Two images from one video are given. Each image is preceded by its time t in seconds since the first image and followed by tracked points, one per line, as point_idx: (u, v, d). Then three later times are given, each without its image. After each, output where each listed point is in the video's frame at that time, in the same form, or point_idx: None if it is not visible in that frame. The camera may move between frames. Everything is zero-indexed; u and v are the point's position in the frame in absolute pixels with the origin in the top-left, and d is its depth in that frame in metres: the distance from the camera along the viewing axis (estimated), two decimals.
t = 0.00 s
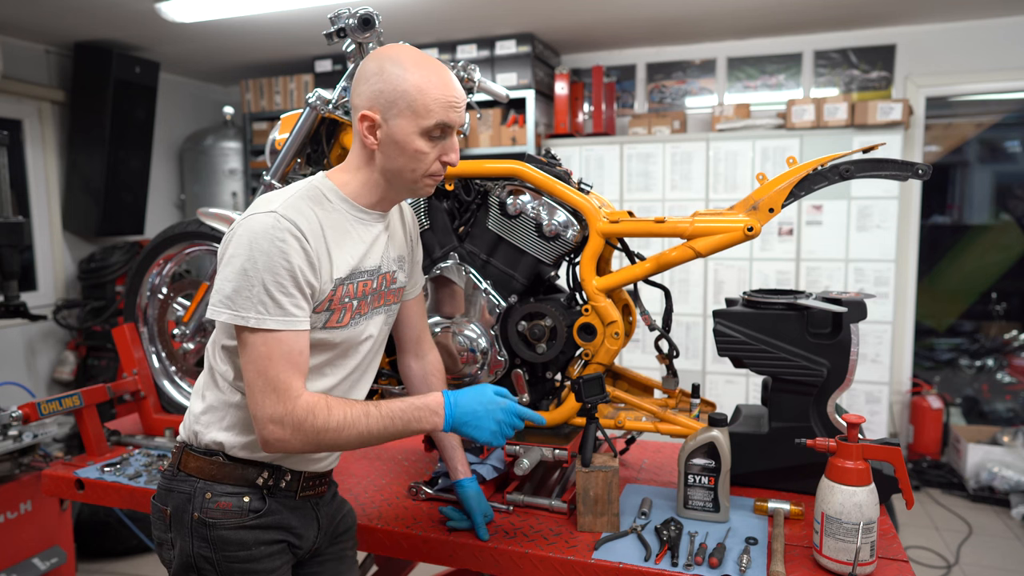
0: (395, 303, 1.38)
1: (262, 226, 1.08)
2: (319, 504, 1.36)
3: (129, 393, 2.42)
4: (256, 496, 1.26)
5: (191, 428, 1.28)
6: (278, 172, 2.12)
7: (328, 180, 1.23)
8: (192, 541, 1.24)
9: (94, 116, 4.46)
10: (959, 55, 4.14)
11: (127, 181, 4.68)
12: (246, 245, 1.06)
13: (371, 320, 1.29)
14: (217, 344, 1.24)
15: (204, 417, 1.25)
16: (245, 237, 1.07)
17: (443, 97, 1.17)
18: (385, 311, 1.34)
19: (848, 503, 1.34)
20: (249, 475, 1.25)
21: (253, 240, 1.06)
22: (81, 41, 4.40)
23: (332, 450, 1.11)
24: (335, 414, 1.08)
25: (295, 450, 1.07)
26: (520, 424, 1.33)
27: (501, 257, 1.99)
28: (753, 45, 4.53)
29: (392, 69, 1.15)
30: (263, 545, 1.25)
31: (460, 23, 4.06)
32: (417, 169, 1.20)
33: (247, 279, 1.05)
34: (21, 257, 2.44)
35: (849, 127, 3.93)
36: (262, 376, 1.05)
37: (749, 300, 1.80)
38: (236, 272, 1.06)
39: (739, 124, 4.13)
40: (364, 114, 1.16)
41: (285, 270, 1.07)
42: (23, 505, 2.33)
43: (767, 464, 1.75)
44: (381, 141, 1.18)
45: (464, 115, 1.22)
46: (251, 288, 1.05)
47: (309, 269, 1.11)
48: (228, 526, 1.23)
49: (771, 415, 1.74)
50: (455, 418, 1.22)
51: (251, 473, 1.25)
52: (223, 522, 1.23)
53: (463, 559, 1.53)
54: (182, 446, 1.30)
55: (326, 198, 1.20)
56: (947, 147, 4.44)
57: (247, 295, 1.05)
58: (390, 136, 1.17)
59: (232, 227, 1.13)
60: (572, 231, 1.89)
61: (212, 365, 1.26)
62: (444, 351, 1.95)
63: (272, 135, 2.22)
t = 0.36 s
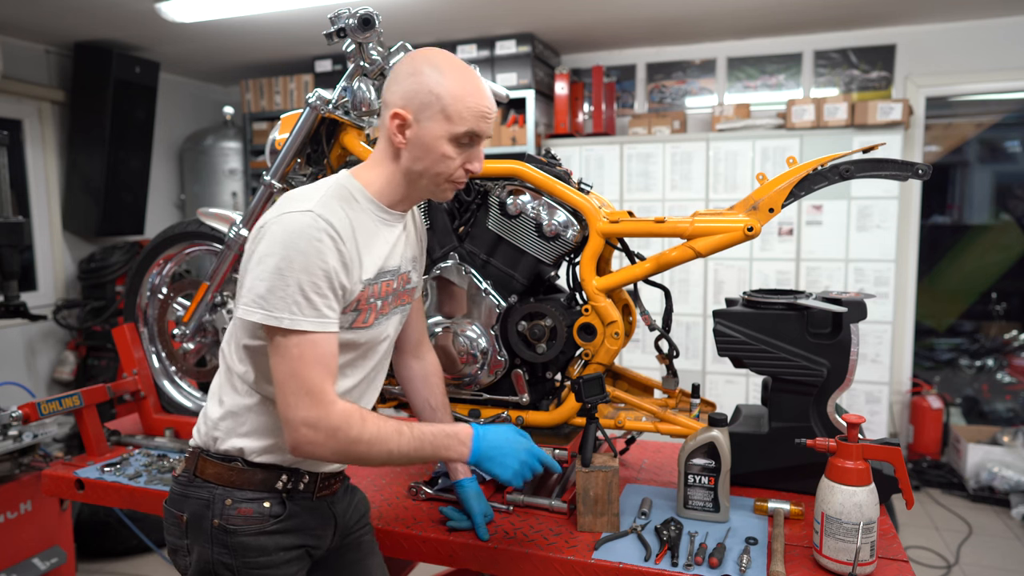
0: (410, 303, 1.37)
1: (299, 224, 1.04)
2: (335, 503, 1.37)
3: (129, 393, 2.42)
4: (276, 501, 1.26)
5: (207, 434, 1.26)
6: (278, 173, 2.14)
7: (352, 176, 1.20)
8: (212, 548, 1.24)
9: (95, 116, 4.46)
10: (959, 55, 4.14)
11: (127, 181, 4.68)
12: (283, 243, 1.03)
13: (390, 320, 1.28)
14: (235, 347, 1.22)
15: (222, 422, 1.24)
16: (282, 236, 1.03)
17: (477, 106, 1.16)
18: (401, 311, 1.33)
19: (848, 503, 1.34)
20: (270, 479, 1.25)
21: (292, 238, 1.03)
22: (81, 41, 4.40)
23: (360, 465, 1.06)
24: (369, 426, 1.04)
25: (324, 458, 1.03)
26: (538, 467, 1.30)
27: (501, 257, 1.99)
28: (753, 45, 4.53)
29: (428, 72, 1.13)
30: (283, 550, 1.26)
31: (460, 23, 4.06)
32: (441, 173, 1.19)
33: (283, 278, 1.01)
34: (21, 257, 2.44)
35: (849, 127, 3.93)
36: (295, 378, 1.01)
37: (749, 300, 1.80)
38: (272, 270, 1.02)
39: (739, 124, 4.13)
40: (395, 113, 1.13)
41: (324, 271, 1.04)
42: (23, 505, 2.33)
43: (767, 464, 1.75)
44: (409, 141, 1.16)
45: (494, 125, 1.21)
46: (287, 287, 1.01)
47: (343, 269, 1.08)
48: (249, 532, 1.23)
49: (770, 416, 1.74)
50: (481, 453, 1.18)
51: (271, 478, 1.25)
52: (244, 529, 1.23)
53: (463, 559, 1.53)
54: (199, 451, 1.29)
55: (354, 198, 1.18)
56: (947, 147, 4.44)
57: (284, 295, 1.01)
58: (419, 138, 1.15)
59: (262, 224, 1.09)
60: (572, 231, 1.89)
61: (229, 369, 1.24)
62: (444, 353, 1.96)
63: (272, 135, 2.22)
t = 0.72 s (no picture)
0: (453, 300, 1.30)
1: (401, 237, 0.95)
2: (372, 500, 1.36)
3: (129, 393, 2.43)
4: (321, 505, 1.25)
5: (253, 440, 1.24)
6: (278, 172, 2.13)
7: (424, 181, 1.08)
8: (258, 551, 1.26)
9: (95, 116, 4.46)
10: (959, 55, 4.14)
11: (127, 181, 4.68)
12: (386, 263, 0.93)
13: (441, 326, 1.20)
14: (295, 352, 1.16)
15: (274, 428, 1.21)
16: (383, 254, 0.93)
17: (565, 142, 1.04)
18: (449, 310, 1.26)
19: (848, 503, 1.34)
20: (316, 484, 1.24)
21: (395, 257, 0.93)
22: (81, 41, 4.40)
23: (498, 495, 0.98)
24: (510, 450, 0.97)
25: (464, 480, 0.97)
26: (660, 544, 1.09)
27: (501, 257, 1.97)
28: (753, 45, 4.53)
29: (519, 95, 1.02)
30: (328, 552, 1.27)
31: (460, 22, 4.06)
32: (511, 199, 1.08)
33: (394, 300, 0.93)
34: (21, 257, 2.44)
35: (849, 127, 3.93)
36: (431, 396, 0.93)
37: (749, 300, 1.80)
38: (381, 292, 0.93)
39: (739, 124, 4.13)
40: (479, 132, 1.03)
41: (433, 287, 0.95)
42: (23, 505, 2.33)
43: (767, 464, 1.75)
44: (488, 161, 1.05)
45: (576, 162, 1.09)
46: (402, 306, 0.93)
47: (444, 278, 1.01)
48: (296, 537, 1.24)
49: (771, 416, 1.74)
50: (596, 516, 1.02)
51: (317, 483, 1.24)
52: (291, 534, 1.24)
53: (464, 559, 1.53)
54: (244, 455, 1.28)
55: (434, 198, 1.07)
56: (947, 147, 4.45)
57: (398, 319, 0.93)
58: (498, 161, 1.04)
59: (348, 240, 0.98)
60: (572, 231, 1.88)
61: (284, 373, 1.19)
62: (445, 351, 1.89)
63: (272, 135, 2.22)
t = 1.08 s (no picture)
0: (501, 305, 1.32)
1: (498, 259, 0.98)
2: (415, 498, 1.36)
3: (129, 393, 2.43)
4: (370, 504, 1.26)
5: (307, 439, 1.25)
6: (278, 172, 2.13)
7: (506, 198, 1.12)
8: (308, 547, 1.26)
9: (94, 116, 4.46)
10: (959, 55, 4.14)
11: (127, 181, 4.68)
12: (491, 284, 0.96)
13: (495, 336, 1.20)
14: (363, 355, 1.17)
15: (332, 427, 1.22)
16: (486, 276, 0.96)
17: (641, 159, 1.07)
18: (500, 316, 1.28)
19: (848, 503, 1.34)
20: (365, 484, 1.24)
21: (499, 278, 0.96)
22: (81, 41, 4.40)
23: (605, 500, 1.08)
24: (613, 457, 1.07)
25: (575, 484, 1.06)
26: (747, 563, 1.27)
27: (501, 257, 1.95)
28: (753, 45, 4.53)
29: (598, 114, 1.06)
30: (374, 551, 1.27)
31: (460, 23, 4.06)
32: (585, 214, 1.11)
33: (501, 320, 0.97)
34: (21, 257, 2.44)
35: (849, 127, 3.92)
36: (546, 408, 1.00)
37: (749, 300, 1.80)
38: (488, 313, 0.97)
39: (739, 124, 4.13)
40: (558, 147, 1.07)
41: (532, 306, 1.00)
42: (23, 505, 2.33)
43: (767, 464, 1.75)
44: (564, 176, 1.09)
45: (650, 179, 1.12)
46: (508, 325, 0.97)
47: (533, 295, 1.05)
48: (345, 535, 1.24)
49: (770, 416, 1.74)
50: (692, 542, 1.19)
51: (366, 482, 1.24)
52: (340, 532, 1.24)
53: (466, 560, 1.53)
54: (295, 452, 1.28)
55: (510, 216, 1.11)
56: (947, 147, 4.45)
57: (506, 337, 0.97)
58: (575, 176, 1.08)
59: (445, 260, 1.00)
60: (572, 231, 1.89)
61: (350, 378, 1.19)
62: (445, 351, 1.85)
63: (272, 135, 2.22)
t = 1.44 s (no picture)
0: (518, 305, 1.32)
1: (521, 261, 0.98)
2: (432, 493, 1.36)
3: (129, 393, 2.43)
4: (392, 501, 1.26)
5: (329, 438, 1.24)
6: (278, 172, 2.13)
7: (526, 196, 1.12)
8: (333, 546, 1.26)
9: (94, 116, 4.46)
10: (959, 55, 4.14)
11: (127, 181, 4.68)
12: (513, 285, 0.97)
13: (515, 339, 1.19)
14: (385, 354, 1.17)
15: (355, 426, 1.21)
16: (509, 277, 0.97)
17: (659, 156, 1.08)
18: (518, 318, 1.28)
19: (848, 503, 1.34)
20: (387, 482, 1.24)
21: (522, 280, 0.97)
22: (81, 41, 4.40)
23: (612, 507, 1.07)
24: (624, 467, 1.06)
25: (580, 490, 1.05)
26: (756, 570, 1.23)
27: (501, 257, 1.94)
28: (753, 45, 4.53)
29: (616, 111, 1.07)
30: (397, 548, 1.28)
31: (460, 23, 4.06)
32: (603, 210, 1.11)
33: (520, 322, 0.97)
34: (21, 257, 2.44)
35: (849, 127, 3.92)
36: (559, 411, 1.00)
37: (749, 300, 1.80)
38: (508, 314, 0.97)
39: (739, 124, 4.13)
40: (576, 143, 1.08)
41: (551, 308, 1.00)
42: (23, 505, 2.33)
43: (767, 464, 1.75)
44: (582, 173, 1.10)
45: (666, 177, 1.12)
46: (527, 327, 0.97)
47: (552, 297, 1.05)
48: (369, 532, 1.24)
49: (770, 416, 1.74)
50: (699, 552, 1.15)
51: (389, 479, 1.24)
52: (365, 529, 1.24)
53: (466, 559, 1.54)
54: (317, 451, 1.27)
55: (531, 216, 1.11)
56: (948, 147, 4.45)
57: (525, 339, 0.97)
58: (593, 173, 1.08)
59: (468, 259, 1.01)
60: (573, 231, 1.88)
61: (372, 376, 1.19)
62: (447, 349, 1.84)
63: (272, 135, 2.22)
